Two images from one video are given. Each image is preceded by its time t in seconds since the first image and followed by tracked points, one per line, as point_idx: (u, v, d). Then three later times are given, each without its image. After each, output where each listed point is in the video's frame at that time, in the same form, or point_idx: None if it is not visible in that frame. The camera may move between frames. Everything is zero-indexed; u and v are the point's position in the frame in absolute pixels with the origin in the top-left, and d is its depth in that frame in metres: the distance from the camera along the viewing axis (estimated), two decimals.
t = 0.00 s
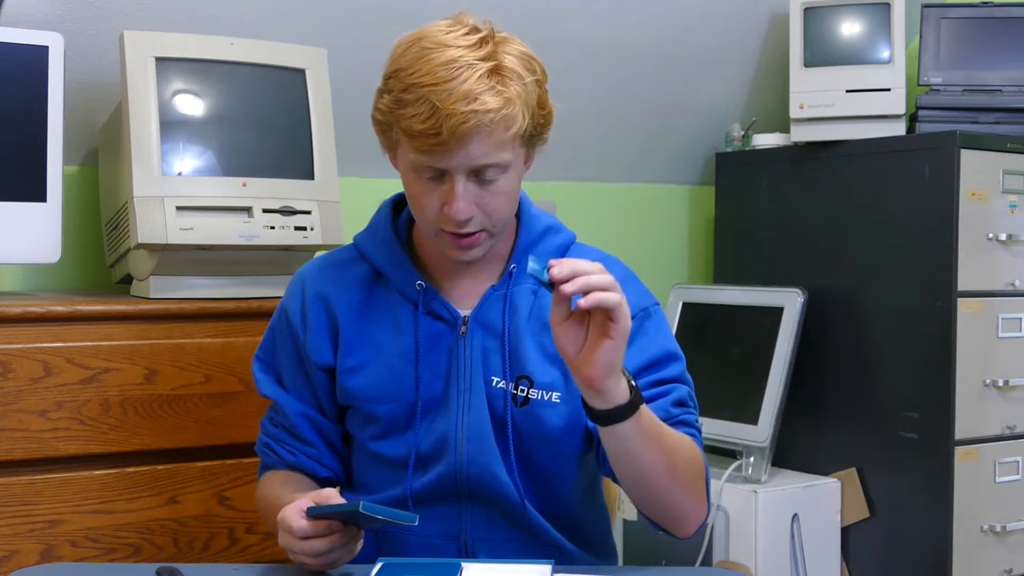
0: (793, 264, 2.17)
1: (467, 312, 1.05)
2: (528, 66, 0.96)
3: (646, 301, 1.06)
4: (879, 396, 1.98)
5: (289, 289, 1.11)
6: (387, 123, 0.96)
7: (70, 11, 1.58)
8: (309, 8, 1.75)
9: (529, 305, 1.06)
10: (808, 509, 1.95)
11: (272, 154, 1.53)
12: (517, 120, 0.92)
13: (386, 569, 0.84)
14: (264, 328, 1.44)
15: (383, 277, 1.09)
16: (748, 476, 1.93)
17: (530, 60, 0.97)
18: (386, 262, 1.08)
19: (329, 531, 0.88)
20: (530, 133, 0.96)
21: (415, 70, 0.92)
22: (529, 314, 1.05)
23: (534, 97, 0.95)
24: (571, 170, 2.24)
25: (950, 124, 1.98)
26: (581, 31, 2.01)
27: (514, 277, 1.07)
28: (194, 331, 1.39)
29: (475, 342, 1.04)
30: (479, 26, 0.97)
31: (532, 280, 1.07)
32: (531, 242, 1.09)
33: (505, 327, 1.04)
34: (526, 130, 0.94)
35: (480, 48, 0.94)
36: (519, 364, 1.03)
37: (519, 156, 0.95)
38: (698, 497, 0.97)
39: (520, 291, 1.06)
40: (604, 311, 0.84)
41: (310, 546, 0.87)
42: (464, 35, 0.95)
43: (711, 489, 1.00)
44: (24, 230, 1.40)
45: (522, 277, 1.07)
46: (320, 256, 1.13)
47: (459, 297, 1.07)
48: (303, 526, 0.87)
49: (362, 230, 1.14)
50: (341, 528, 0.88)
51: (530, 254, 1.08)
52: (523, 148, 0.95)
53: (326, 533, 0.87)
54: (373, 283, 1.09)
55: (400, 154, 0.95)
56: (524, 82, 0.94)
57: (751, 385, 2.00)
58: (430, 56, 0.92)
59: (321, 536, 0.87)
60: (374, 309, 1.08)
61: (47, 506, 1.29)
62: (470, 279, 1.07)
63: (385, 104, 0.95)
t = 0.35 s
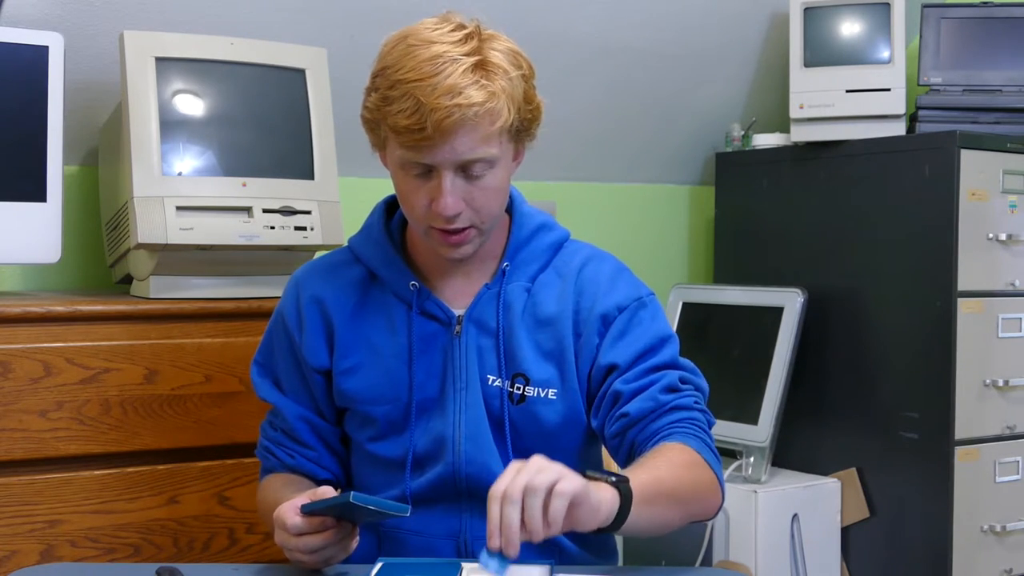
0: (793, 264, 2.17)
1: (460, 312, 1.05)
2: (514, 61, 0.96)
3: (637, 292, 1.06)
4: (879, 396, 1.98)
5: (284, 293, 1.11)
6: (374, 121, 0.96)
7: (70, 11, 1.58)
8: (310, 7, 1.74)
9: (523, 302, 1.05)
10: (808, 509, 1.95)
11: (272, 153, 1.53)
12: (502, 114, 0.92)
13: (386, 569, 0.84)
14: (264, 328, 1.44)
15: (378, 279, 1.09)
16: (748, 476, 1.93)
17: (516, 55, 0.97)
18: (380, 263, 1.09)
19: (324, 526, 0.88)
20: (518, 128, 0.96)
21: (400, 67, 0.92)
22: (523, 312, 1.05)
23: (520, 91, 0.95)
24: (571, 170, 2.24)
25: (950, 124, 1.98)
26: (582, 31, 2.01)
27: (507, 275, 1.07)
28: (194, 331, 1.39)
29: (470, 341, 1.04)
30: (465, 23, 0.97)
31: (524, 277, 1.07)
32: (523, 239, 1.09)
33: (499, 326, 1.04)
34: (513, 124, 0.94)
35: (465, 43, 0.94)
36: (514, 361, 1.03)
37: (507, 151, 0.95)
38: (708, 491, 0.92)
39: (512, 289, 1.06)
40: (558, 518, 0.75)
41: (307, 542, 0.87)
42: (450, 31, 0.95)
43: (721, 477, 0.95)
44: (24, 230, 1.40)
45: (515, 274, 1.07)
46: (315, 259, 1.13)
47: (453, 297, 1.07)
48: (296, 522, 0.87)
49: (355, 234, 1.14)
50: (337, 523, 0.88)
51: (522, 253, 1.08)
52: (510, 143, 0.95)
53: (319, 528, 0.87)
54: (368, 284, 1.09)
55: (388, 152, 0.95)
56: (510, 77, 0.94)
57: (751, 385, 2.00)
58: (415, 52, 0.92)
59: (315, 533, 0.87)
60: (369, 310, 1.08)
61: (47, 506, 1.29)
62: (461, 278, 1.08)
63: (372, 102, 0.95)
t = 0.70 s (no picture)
0: (792, 264, 2.17)
1: (471, 314, 1.06)
2: (528, 75, 0.95)
3: (647, 308, 1.08)
4: (879, 396, 1.98)
5: (290, 289, 1.10)
6: (384, 124, 0.96)
7: (70, 11, 1.58)
8: (309, 7, 1.74)
9: (534, 308, 1.06)
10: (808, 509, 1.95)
11: (272, 154, 1.53)
12: (510, 132, 0.91)
13: (387, 569, 0.84)
14: (264, 328, 1.44)
15: (386, 279, 1.09)
16: (748, 476, 1.93)
17: (529, 68, 0.96)
18: (389, 264, 1.08)
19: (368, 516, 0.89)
20: (527, 141, 0.95)
21: (412, 75, 0.92)
22: (534, 317, 1.06)
23: (531, 106, 0.94)
24: (571, 170, 2.24)
25: (950, 124, 1.98)
26: (582, 31, 2.01)
27: (519, 279, 1.07)
28: (194, 331, 1.39)
29: (480, 344, 1.05)
30: (482, 31, 0.96)
31: (535, 282, 1.08)
32: (534, 242, 1.10)
33: (510, 331, 1.05)
34: (522, 140, 0.94)
35: (478, 55, 0.93)
36: (525, 367, 1.04)
37: (516, 165, 0.95)
38: (669, 525, 1.01)
39: (524, 294, 1.07)
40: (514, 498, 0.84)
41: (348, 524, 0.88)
42: (466, 40, 0.94)
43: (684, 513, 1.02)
44: (24, 230, 1.40)
45: (527, 279, 1.07)
46: (319, 256, 1.13)
47: (463, 299, 1.08)
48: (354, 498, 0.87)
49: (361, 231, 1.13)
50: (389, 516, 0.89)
51: (533, 258, 1.09)
52: (518, 159, 0.94)
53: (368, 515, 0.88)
54: (376, 284, 1.09)
55: (396, 156, 0.95)
56: (521, 92, 0.93)
57: (751, 385, 2.00)
58: (427, 61, 0.92)
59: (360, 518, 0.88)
60: (377, 310, 1.07)
61: (47, 506, 1.29)
62: (469, 282, 1.08)
63: (383, 106, 0.95)
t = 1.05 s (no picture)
0: (792, 264, 2.17)
1: (474, 314, 1.06)
2: (544, 75, 0.96)
3: (648, 312, 1.09)
4: (880, 396, 1.98)
5: (291, 287, 1.10)
6: (398, 122, 0.95)
7: (70, 11, 1.58)
8: (309, 7, 1.74)
9: (537, 309, 1.06)
10: (808, 509, 1.94)
11: (272, 154, 1.53)
12: (530, 131, 0.91)
13: (386, 569, 0.84)
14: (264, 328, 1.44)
15: (388, 278, 1.09)
16: (748, 476, 1.93)
17: (545, 67, 0.96)
18: (392, 263, 1.08)
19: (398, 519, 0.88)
20: (543, 141, 0.96)
21: (431, 73, 0.91)
22: (537, 319, 1.06)
23: (548, 106, 0.95)
24: (571, 170, 2.24)
25: (950, 124, 1.98)
26: (582, 31, 2.01)
27: (522, 280, 1.07)
28: (194, 331, 1.39)
29: (482, 345, 1.04)
30: (497, 31, 0.96)
31: (539, 283, 1.08)
32: (538, 243, 1.10)
33: (513, 332, 1.05)
34: (538, 139, 0.94)
35: (497, 54, 0.93)
36: (526, 369, 1.04)
37: (530, 165, 0.95)
38: (659, 535, 1.02)
39: (527, 295, 1.07)
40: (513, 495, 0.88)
41: (375, 520, 0.88)
42: (483, 39, 0.94)
43: (676, 522, 1.02)
44: (24, 231, 1.40)
45: (530, 280, 1.07)
46: (321, 255, 1.13)
47: (465, 300, 1.08)
48: (393, 493, 0.87)
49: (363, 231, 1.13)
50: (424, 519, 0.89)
51: (537, 259, 1.09)
52: (533, 158, 0.95)
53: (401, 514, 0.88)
54: (378, 283, 1.09)
55: (410, 155, 0.95)
56: (539, 91, 0.94)
57: (751, 385, 2.00)
58: (447, 59, 0.92)
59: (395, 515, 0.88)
60: (380, 309, 1.07)
61: (47, 506, 1.29)
62: (473, 282, 1.08)
63: (398, 103, 0.94)
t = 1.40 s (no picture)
0: (792, 264, 2.17)
1: (472, 315, 1.06)
2: (543, 72, 0.96)
3: (647, 310, 1.09)
4: (879, 396, 1.98)
5: (290, 287, 1.10)
6: (397, 122, 0.95)
7: (70, 11, 1.58)
8: (309, 8, 1.75)
9: (536, 309, 1.06)
10: (808, 509, 1.94)
11: (272, 154, 1.53)
12: (532, 129, 0.92)
13: (386, 569, 0.84)
14: (264, 328, 1.44)
15: (387, 279, 1.09)
16: (748, 476, 1.93)
17: (543, 65, 0.96)
18: (391, 264, 1.08)
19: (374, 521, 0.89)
20: (543, 140, 0.96)
21: (431, 72, 0.91)
22: (536, 319, 1.06)
23: (548, 103, 0.95)
24: (571, 170, 2.24)
25: (950, 124, 1.98)
26: (581, 31, 2.01)
27: (520, 280, 1.07)
28: (194, 331, 1.39)
29: (481, 345, 1.04)
30: (494, 29, 0.96)
31: (537, 283, 1.08)
32: (537, 243, 1.10)
33: (511, 332, 1.05)
34: (539, 137, 0.94)
35: (497, 52, 0.93)
36: (525, 369, 1.04)
37: (530, 163, 0.95)
38: (664, 531, 1.02)
39: (526, 295, 1.07)
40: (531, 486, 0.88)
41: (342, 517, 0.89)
42: (481, 38, 0.94)
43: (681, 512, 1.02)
44: (24, 230, 1.40)
45: (528, 280, 1.08)
46: (320, 256, 1.13)
47: (464, 300, 1.08)
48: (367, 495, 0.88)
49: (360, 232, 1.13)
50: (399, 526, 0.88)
51: (536, 259, 1.09)
52: (534, 156, 0.95)
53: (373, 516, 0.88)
54: (377, 284, 1.09)
55: (411, 154, 0.95)
56: (539, 89, 0.94)
57: (751, 385, 2.00)
58: (446, 58, 0.92)
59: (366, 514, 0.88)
60: (380, 309, 1.07)
61: (47, 506, 1.29)
62: (473, 282, 1.08)
63: (398, 103, 0.94)
